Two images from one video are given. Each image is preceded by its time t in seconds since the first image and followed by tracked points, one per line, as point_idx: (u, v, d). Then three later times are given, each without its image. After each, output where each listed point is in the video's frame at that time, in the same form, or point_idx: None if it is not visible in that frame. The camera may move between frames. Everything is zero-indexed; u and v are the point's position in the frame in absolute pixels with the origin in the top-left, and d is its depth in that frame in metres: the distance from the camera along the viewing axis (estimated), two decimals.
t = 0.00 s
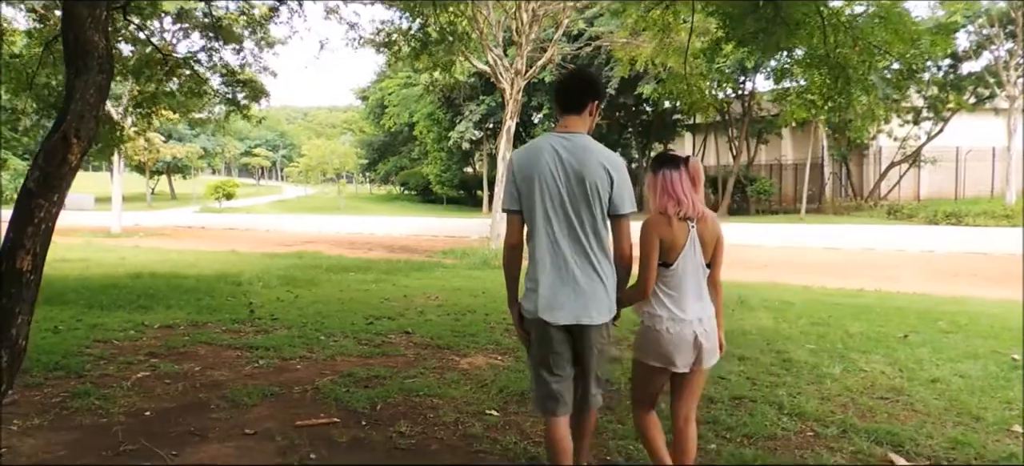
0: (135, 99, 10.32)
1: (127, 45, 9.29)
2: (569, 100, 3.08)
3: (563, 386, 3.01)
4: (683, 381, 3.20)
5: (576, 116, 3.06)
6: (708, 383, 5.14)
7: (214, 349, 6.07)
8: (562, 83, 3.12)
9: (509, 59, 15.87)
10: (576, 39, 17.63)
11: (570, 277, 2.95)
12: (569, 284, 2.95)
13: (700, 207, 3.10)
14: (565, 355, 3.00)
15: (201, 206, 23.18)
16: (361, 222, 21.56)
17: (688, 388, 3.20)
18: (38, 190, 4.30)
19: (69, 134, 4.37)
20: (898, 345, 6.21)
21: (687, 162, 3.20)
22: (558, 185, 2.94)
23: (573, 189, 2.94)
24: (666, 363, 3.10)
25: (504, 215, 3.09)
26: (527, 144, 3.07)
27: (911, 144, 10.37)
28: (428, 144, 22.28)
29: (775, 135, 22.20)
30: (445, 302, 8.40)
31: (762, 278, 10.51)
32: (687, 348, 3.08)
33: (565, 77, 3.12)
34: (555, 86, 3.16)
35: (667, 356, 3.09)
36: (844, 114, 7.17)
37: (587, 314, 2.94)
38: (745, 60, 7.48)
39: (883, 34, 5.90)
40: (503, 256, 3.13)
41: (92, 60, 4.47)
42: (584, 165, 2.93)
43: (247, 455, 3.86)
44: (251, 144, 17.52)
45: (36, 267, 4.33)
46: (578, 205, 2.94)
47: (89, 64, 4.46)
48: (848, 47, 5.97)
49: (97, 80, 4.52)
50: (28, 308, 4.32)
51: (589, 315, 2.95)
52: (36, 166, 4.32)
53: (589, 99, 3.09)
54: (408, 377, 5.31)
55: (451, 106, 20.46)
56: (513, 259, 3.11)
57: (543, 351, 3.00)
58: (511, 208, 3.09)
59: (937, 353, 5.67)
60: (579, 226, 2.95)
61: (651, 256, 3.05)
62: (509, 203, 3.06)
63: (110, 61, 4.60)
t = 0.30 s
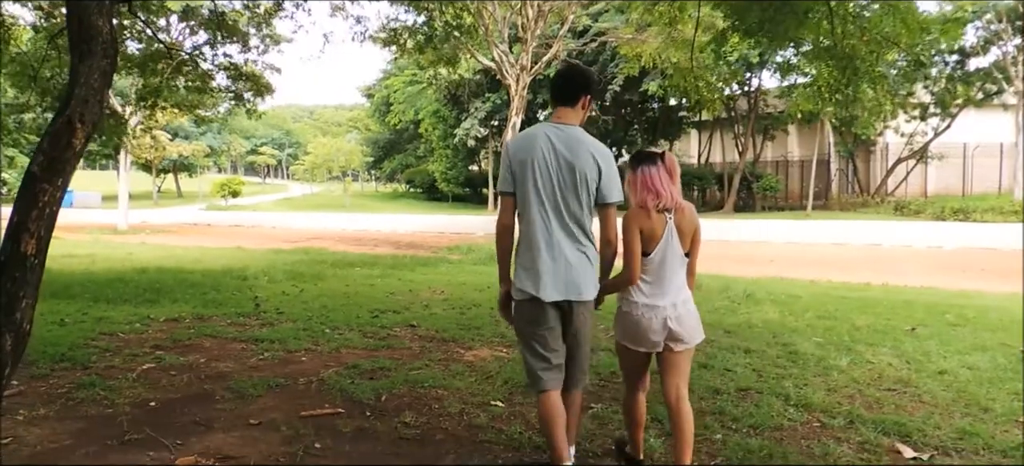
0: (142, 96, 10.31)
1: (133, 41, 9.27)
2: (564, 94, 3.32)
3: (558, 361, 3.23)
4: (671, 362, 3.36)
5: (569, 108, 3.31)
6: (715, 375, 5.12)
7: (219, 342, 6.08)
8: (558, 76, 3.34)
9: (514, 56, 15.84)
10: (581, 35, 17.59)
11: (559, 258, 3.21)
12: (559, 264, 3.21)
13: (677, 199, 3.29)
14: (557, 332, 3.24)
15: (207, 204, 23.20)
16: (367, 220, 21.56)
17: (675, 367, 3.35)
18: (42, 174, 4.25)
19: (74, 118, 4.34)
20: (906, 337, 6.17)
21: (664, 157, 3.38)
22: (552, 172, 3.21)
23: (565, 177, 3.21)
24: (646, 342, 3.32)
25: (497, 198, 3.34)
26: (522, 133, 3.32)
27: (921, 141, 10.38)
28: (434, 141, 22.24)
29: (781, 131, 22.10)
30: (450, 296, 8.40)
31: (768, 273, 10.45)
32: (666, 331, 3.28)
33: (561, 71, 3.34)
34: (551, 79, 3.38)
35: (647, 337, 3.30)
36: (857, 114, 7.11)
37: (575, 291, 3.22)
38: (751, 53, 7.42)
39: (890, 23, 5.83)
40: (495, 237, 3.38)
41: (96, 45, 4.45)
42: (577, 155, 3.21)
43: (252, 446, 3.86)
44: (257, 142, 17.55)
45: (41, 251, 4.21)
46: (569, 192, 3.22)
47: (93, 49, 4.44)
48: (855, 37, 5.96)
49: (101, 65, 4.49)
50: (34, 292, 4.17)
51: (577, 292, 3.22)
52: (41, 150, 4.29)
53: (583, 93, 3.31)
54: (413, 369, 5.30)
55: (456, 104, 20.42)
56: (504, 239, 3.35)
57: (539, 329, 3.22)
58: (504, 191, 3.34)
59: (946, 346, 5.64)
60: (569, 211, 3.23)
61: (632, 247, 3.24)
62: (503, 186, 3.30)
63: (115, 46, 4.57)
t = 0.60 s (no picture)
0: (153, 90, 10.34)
1: (144, 37, 9.28)
2: (553, 78, 3.48)
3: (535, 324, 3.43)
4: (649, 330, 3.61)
5: (557, 91, 3.49)
6: (727, 362, 5.10)
7: (231, 330, 6.10)
8: (546, 60, 3.51)
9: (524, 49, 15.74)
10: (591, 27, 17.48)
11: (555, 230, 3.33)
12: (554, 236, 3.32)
13: (656, 176, 3.47)
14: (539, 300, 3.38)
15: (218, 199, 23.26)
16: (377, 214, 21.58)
17: (656, 335, 3.58)
18: (52, 152, 3.93)
19: (84, 97, 4.05)
20: (920, 325, 6.11)
21: (647, 136, 3.55)
22: (548, 149, 3.37)
23: (561, 154, 3.38)
24: (625, 313, 3.50)
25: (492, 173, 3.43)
26: (516, 113, 3.46)
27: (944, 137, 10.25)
28: (444, 135, 21.90)
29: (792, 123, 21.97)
30: (461, 286, 8.39)
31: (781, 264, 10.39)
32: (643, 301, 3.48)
33: (548, 56, 3.50)
34: (541, 64, 3.53)
35: (626, 308, 3.49)
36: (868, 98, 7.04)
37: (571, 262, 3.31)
38: (763, 39, 7.34)
39: (906, 8, 5.76)
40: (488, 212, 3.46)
41: (106, 25, 4.25)
42: (572, 133, 3.39)
43: (264, 430, 3.87)
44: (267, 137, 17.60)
45: (52, 230, 3.88)
46: (564, 168, 3.38)
47: (103, 29, 4.24)
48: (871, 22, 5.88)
49: (111, 44, 4.27)
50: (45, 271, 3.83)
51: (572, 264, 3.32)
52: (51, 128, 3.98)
53: (569, 77, 3.48)
54: (424, 356, 5.30)
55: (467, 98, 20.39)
56: (497, 214, 3.44)
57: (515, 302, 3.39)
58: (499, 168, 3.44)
59: (960, 334, 5.57)
60: (563, 187, 3.38)
61: (610, 222, 3.45)
62: (501, 161, 3.40)
63: (125, 27, 4.36)
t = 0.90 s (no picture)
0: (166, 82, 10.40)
1: (155, 29, 9.33)
2: (527, 65, 3.57)
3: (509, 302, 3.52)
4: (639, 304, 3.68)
5: (531, 78, 3.58)
6: (739, 346, 5.07)
7: (242, 316, 6.12)
8: (520, 49, 3.59)
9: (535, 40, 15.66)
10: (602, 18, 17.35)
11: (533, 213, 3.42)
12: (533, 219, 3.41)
13: (642, 155, 3.54)
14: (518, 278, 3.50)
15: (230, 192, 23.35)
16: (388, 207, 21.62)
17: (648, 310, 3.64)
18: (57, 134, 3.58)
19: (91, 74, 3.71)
20: (934, 310, 6.05)
21: (632, 118, 3.62)
22: (525, 135, 3.46)
23: (538, 139, 3.47)
24: (621, 291, 3.52)
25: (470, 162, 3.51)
26: (493, 102, 3.54)
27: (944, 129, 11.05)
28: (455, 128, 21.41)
29: (804, 114, 21.90)
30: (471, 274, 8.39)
31: (793, 252, 10.34)
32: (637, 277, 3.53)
33: (523, 44, 3.59)
34: (515, 53, 3.61)
35: (621, 285, 3.51)
36: (878, 71, 6.99)
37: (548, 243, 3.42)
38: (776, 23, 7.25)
39: None
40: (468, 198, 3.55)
41: None
42: (548, 119, 3.47)
43: (275, 410, 3.86)
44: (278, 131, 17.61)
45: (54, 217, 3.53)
46: (540, 153, 3.47)
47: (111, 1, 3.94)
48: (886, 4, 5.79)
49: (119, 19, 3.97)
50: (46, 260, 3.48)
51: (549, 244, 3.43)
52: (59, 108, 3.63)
53: (541, 63, 3.57)
54: (435, 341, 5.29)
55: (478, 90, 20.35)
56: (477, 200, 3.53)
57: (492, 279, 3.52)
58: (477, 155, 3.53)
59: (975, 318, 5.52)
60: (541, 171, 3.47)
61: (599, 201, 3.52)
62: (479, 150, 3.48)
63: None
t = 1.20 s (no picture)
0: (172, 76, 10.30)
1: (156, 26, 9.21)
2: (506, 43, 3.80)
3: (504, 275, 3.67)
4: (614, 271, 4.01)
5: (511, 56, 3.82)
6: (743, 331, 5.05)
7: (244, 302, 6.12)
8: (501, 28, 3.81)
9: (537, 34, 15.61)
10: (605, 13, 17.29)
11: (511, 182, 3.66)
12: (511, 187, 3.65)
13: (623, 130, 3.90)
14: (505, 248, 3.70)
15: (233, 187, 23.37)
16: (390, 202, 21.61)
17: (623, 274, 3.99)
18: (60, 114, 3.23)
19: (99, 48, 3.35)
20: (939, 297, 6.02)
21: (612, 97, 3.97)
22: (503, 109, 3.70)
23: (515, 113, 3.71)
24: (602, 256, 3.85)
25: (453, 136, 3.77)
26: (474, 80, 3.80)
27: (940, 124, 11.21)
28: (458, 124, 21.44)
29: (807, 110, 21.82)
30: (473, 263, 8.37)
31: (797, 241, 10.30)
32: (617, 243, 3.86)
33: (502, 24, 3.81)
34: (494, 33, 3.83)
35: (603, 250, 3.84)
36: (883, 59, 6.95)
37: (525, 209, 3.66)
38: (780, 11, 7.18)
39: None
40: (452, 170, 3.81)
41: None
42: (525, 93, 3.71)
43: (277, 390, 3.84)
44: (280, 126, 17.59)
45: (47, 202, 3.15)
46: (518, 124, 3.71)
47: None
48: None
49: None
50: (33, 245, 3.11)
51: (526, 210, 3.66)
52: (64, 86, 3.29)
53: (520, 41, 3.79)
54: (438, 326, 5.27)
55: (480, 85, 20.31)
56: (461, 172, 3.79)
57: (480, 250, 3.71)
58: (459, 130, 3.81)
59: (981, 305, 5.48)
60: (518, 142, 3.72)
61: (586, 172, 3.81)
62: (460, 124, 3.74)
63: None
